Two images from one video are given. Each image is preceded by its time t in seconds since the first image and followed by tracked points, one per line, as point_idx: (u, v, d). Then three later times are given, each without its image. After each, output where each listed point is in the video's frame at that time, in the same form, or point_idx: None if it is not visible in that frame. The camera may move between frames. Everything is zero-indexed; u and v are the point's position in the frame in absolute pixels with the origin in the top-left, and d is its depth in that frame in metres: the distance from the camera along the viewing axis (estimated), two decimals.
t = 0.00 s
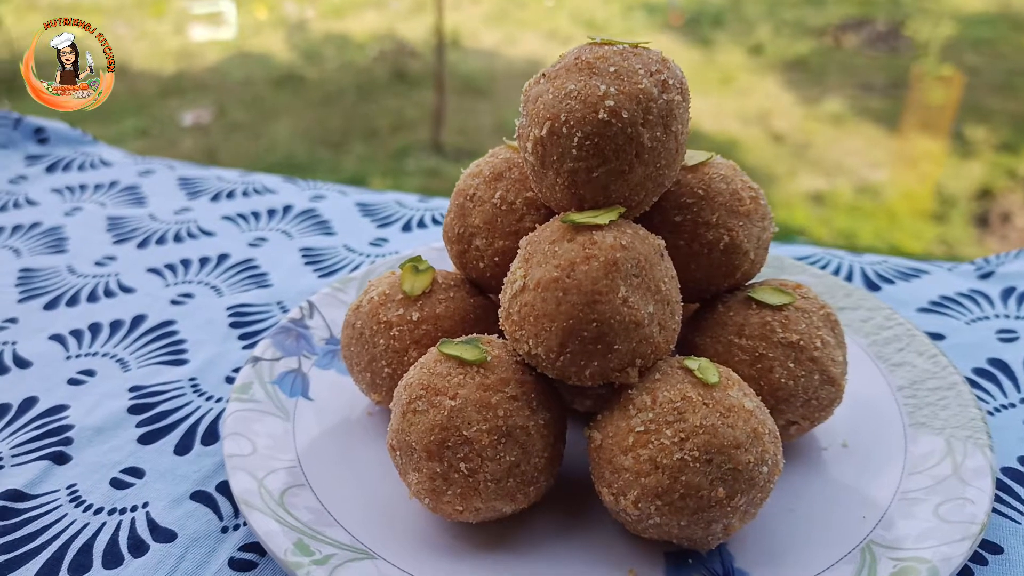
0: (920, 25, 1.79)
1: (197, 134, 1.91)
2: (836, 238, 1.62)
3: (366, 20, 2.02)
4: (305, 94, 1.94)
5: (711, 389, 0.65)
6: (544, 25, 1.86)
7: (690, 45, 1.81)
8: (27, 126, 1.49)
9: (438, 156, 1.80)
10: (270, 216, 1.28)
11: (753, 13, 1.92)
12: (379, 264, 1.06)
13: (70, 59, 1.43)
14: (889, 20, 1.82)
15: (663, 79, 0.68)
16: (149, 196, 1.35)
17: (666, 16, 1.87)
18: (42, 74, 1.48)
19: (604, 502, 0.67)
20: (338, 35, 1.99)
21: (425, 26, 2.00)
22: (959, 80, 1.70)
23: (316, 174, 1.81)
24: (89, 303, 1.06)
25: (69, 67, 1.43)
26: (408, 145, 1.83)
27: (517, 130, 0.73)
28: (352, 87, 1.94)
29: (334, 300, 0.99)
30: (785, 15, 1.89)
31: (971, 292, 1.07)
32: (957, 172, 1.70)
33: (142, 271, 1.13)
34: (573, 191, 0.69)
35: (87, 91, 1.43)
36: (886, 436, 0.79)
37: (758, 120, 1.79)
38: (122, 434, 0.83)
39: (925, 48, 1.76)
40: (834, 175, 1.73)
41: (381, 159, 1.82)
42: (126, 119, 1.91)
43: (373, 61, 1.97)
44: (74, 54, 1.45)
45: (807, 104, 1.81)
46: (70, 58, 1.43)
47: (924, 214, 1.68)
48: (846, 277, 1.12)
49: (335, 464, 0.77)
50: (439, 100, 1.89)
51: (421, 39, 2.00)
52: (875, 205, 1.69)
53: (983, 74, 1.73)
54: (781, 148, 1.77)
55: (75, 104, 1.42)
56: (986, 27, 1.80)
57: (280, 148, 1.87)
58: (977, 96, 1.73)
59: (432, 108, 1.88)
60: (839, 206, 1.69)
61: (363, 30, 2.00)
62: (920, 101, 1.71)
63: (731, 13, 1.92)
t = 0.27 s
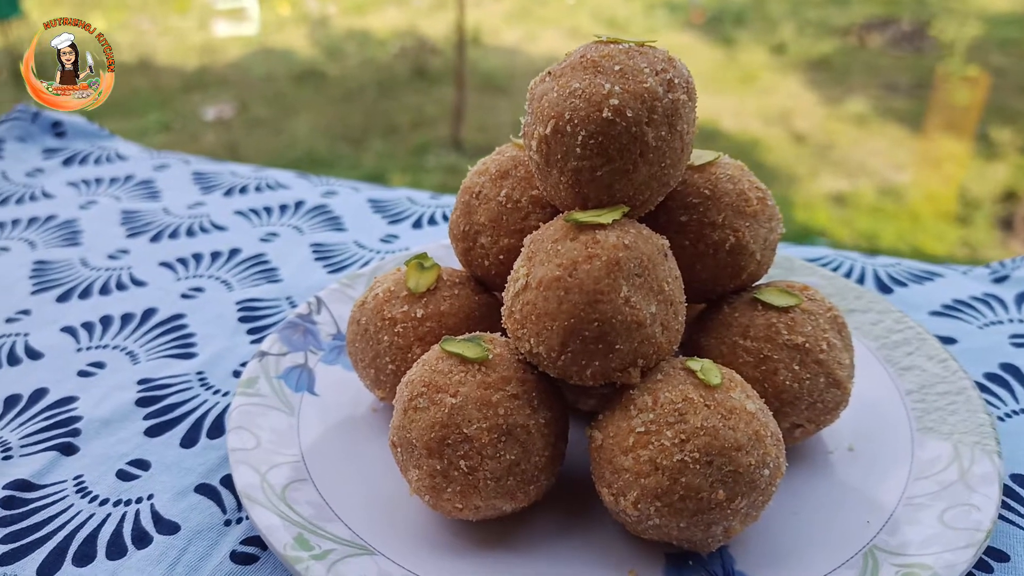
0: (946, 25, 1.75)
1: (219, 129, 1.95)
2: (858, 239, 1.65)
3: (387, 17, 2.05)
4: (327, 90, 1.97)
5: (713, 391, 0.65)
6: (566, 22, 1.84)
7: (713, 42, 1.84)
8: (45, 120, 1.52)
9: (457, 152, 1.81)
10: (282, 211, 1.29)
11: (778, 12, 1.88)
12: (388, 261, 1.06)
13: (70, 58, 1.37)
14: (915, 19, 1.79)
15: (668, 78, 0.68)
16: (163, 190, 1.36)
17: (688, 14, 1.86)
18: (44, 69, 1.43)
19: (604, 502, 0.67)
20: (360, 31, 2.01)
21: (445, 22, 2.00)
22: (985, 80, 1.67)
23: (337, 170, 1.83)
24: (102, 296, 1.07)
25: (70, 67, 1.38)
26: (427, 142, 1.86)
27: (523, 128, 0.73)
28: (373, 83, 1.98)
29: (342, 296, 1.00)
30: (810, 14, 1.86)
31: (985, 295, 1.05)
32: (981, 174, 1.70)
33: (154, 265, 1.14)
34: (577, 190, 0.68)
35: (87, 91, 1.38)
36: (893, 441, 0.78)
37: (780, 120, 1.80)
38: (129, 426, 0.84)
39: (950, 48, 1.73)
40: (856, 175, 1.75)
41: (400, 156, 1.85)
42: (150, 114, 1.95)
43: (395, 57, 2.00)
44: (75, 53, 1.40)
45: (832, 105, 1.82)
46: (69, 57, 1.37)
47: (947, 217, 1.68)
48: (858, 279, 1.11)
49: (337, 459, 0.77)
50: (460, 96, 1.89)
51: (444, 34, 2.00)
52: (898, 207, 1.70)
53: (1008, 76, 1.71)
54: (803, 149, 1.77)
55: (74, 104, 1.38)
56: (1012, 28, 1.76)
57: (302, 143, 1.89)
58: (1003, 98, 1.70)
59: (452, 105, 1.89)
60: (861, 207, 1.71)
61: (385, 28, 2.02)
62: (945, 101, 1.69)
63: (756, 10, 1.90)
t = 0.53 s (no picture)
0: (969, 23, 1.76)
1: (238, 124, 1.97)
2: (877, 237, 1.63)
3: (406, 14, 2.10)
4: (346, 85, 1.99)
5: (713, 393, 0.64)
6: (585, 19, 1.85)
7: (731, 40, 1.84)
8: (58, 118, 1.52)
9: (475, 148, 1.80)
10: (291, 208, 1.29)
11: (798, 9, 1.88)
12: (394, 258, 1.06)
13: (70, 58, 1.41)
14: (937, 16, 1.78)
15: (671, 77, 0.67)
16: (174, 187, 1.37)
17: (707, 10, 1.88)
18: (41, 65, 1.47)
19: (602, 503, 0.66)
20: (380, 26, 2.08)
21: (464, 18, 2.03)
22: (1009, 78, 1.70)
23: (354, 166, 1.83)
24: (110, 292, 1.08)
25: (69, 67, 1.43)
26: (445, 138, 1.87)
27: (525, 127, 0.72)
28: (391, 80, 1.99)
29: (347, 293, 1.00)
30: (830, 10, 1.86)
31: (998, 297, 1.04)
32: (1003, 172, 1.71)
33: (163, 261, 1.15)
34: (578, 189, 0.68)
35: (87, 91, 1.46)
36: (898, 445, 0.77)
37: (799, 117, 1.79)
38: (133, 422, 0.85)
39: (974, 44, 1.74)
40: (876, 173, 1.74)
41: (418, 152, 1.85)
42: (171, 109, 1.96)
43: (413, 53, 2.03)
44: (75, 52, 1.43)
45: (851, 102, 1.80)
46: (68, 57, 1.41)
47: (969, 215, 1.67)
48: (869, 279, 1.10)
49: (338, 456, 0.77)
50: (477, 93, 1.89)
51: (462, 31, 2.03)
52: (918, 205, 1.69)
53: None
54: (824, 146, 1.77)
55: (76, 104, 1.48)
56: None
57: (319, 140, 1.90)
58: None
59: (470, 102, 1.89)
60: (880, 206, 1.70)
61: (403, 23, 2.08)
62: (967, 98, 1.71)
63: (776, 6, 1.90)
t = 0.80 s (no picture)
0: (995, 18, 1.82)
1: (258, 119, 2.00)
2: (898, 235, 1.68)
3: (422, 10, 2.25)
4: (363, 81, 2.07)
5: (711, 396, 0.64)
6: (601, 15, 1.97)
7: (753, 35, 2.00)
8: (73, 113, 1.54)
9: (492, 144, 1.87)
10: (300, 205, 1.30)
11: (820, 4, 2.00)
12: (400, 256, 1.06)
13: (71, 58, 1.39)
14: (962, 12, 1.85)
15: (672, 76, 0.66)
16: (185, 183, 1.38)
17: (729, 7, 2.03)
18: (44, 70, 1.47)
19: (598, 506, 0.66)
20: (397, 22, 2.20)
21: (480, 14, 2.16)
22: None
23: (371, 160, 1.88)
24: (119, 287, 1.09)
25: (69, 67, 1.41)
26: (463, 134, 1.93)
27: (525, 126, 0.72)
28: (410, 75, 2.08)
29: (352, 291, 1.00)
30: (852, 6, 1.98)
31: (1008, 300, 1.03)
32: None
33: (171, 257, 1.15)
34: (577, 190, 0.68)
35: (88, 90, 1.45)
36: (902, 450, 0.76)
37: (819, 114, 1.92)
38: (138, 418, 0.85)
39: (998, 41, 1.79)
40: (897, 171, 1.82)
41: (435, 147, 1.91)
42: (191, 105, 2.00)
43: (431, 49, 2.14)
44: (75, 52, 1.42)
45: (872, 99, 1.91)
46: (69, 57, 1.39)
47: (992, 215, 1.73)
48: (877, 281, 1.09)
49: (337, 454, 0.77)
50: (495, 89, 1.97)
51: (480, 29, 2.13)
52: (939, 203, 1.75)
53: None
54: (844, 142, 1.88)
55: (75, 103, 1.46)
56: None
57: (338, 135, 1.95)
58: None
59: (488, 99, 1.96)
60: (902, 203, 1.76)
61: (421, 19, 2.22)
62: (990, 95, 1.77)
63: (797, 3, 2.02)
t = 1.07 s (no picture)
0: (1007, 22, 1.93)
1: (268, 119, 2.01)
2: (909, 240, 1.69)
3: (434, 11, 2.34)
4: (374, 81, 2.11)
5: (704, 403, 0.63)
6: (616, 16, 2.12)
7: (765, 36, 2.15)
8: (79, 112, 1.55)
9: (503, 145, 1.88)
10: (303, 206, 1.30)
11: (832, 8, 2.12)
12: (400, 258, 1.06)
13: (70, 57, 1.46)
14: (976, 16, 1.96)
15: (668, 83, 0.66)
16: (189, 183, 1.38)
17: (741, 9, 2.19)
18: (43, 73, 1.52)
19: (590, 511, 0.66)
20: (409, 23, 2.29)
21: (494, 15, 2.24)
22: None
23: (383, 160, 1.86)
24: (122, 287, 1.09)
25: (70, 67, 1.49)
26: (474, 135, 1.93)
27: (522, 130, 0.72)
28: (420, 77, 2.11)
29: (352, 293, 1.00)
30: (866, 9, 2.09)
31: (1010, 308, 1.02)
32: None
33: (174, 257, 1.16)
34: (573, 195, 0.68)
35: (87, 90, 1.52)
36: (898, 458, 0.76)
37: (831, 118, 1.98)
38: (136, 417, 0.86)
39: (1012, 45, 1.91)
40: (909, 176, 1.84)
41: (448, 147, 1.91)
42: (203, 103, 2.01)
43: (441, 51, 2.20)
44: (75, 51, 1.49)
45: (886, 102, 1.99)
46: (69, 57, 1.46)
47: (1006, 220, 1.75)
48: (879, 288, 1.08)
49: (333, 456, 0.77)
50: (506, 90, 1.99)
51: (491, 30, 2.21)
52: (951, 207, 1.76)
53: None
54: (855, 145, 1.92)
55: (74, 104, 1.51)
56: None
57: (348, 135, 1.94)
58: None
59: (501, 98, 1.98)
60: (914, 207, 1.77)
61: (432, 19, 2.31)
62: (1004, 100, 1.89)
63: (810, 5, 2.15)
